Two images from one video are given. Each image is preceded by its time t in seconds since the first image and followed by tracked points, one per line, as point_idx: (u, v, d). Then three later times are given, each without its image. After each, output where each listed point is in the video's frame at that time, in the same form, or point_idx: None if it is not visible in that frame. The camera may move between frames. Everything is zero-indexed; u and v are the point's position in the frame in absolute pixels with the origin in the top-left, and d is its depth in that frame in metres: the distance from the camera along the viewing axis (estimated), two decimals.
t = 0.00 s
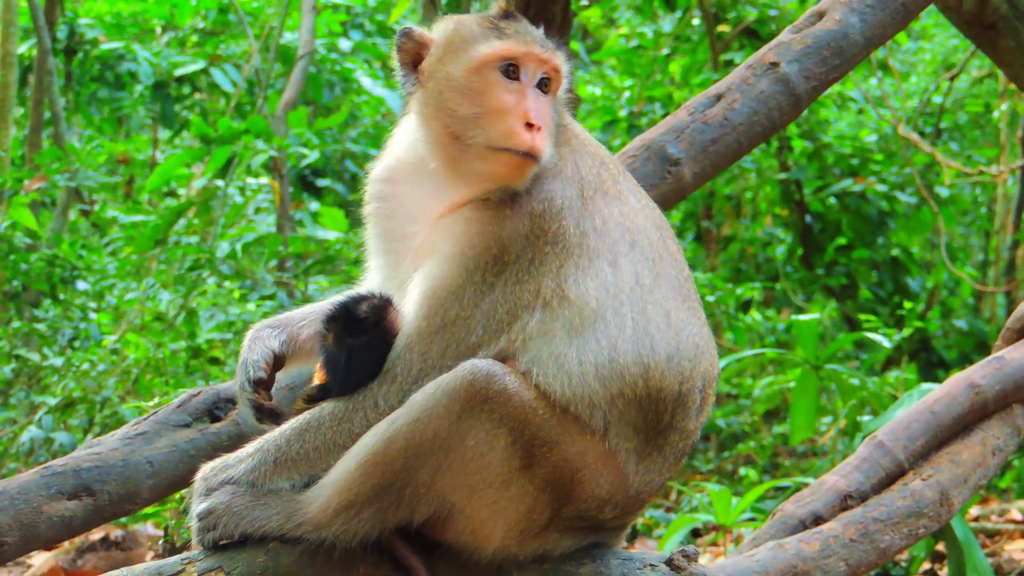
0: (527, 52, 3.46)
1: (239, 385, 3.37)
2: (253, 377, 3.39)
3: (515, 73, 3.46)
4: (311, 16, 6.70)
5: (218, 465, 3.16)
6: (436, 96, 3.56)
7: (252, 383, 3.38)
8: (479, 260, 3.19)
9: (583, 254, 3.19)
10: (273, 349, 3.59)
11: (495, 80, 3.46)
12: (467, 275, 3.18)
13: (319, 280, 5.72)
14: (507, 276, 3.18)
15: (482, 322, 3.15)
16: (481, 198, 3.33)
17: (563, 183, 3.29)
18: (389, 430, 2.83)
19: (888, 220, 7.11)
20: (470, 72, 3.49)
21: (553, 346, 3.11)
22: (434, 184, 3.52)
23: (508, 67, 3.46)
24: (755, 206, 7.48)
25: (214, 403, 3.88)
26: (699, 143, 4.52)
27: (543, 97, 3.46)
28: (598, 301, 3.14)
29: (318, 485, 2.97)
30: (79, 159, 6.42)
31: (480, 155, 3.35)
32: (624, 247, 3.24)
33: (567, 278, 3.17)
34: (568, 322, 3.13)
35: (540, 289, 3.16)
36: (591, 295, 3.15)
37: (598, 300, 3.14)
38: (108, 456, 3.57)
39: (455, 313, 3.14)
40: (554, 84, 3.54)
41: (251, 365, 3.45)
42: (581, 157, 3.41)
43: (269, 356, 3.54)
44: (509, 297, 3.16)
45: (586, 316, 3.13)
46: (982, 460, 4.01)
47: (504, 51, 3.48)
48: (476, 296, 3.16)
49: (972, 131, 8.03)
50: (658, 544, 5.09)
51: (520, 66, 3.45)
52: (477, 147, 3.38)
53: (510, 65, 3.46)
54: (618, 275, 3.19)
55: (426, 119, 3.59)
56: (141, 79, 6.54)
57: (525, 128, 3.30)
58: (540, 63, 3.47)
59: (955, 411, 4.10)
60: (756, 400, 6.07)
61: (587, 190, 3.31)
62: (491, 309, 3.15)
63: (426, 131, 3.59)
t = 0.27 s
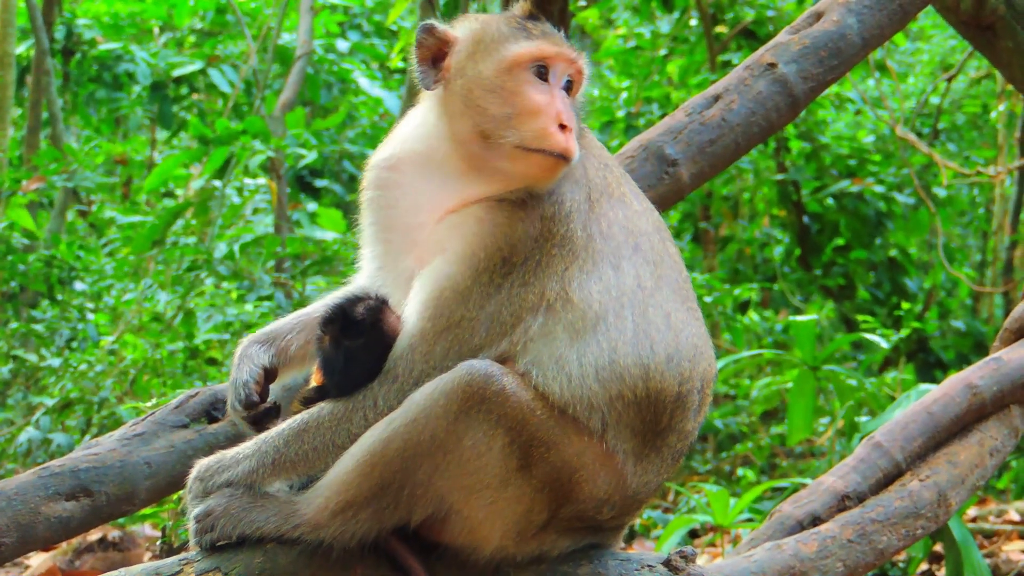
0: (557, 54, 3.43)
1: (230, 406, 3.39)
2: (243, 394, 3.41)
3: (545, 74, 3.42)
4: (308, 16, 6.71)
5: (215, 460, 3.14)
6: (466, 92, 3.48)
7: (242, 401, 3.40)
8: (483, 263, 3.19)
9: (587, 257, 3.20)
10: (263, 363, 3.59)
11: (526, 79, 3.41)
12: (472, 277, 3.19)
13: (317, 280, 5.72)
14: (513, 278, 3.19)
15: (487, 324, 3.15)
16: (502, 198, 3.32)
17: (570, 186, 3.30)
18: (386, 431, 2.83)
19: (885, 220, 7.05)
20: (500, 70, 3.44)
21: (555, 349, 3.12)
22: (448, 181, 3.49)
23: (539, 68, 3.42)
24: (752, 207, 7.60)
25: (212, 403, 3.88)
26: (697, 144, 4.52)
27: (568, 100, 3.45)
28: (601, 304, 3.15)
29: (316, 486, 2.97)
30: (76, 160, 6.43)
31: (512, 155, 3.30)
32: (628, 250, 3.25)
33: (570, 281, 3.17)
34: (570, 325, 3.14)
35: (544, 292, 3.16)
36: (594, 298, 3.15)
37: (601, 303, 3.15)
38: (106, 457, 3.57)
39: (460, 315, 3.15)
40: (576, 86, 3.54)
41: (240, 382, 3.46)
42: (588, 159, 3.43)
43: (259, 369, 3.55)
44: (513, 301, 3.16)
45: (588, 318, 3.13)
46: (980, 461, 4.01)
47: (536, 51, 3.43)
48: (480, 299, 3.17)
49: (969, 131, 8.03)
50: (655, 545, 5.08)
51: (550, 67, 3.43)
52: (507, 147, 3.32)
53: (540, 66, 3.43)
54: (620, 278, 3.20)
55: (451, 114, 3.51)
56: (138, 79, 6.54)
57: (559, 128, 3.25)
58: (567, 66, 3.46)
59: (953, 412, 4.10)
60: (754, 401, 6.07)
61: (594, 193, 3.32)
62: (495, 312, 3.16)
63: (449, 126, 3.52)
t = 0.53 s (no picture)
0: (569, 58, 3.42)
1: (226, 412, 3.38)
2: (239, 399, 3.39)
3: (557, 77, 3.41)
4: (305, 17, 6.71)
5: (211, 461, 3.14)
6: (479, 93, 3.45)
7: (237, 405, 3.40)
8: (485, 267, 3.19)
9: (588, 261, 3.21)
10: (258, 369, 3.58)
11: (539, 82, 3.39)
12: (473, 280, 3.19)
13: (314, 282, 5.73)
14: (516, 282, 3.19)
15: (488, 327, 3.15)
16: (510, 200, 3.31)
17: (573, 190, 3.30)
18: (384, 433, 2.85)
19: (881, 220, 7.07)
20: (514, 72, 3.41)
21: (554, 353, 3.13)
22: (453, 181, 3.45)
23: (551, 71, 3.41)
24: (748, 208, 7.57)
25: (209, 404, 3.88)
26: (694, 145, 4.52)
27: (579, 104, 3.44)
28: (601, 308, 3.16)
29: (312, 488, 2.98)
30: (73, 161, 6.43)
31: (524, 158, 3.27)
32: (629, 255, 3.26)
33: (571, 285, 3.18)
34: (570, 329, 3.14)
35: (545, 296, 3.17)
36: (595, 303, 3.16)
37: (601, 307, 3.16)
38: (102, 459, 3.58)
39: (461, 318, 3.14)
40: (584, 89, 3.54)
41: (236, 389, 3.45)
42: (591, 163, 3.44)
43: (255, 375, 3.53)
44: (513, 304, 3.17)
45: (588, 322, 3.14)
46: (976, 462, 4.01)
47: (549, 54, 3.41)
48: (482, 302, 3.17)
49: (966, 132, 8.03)
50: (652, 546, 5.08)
51: (563, 71, 3.42)
52: (519, 149, 3.30)
53: (552, 69, 3.41)
54: (619, 282, 3.20)
55: (461, 113, 3.47)
56: (135, 80, 6.55)
57: (571, 132, 3.23)
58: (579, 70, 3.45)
59: (949, 412, 4.10)
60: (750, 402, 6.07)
61: (596, 196, 3.32)
62: (496, 315, 3.16)
63: (458, 125, 3.48)
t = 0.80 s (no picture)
0: (582, 66, 3.42)
1: (220, 418, 3.37)
2: (233, 406, 3.38)
3: (571, 84, 3.40)
4: (302, 19, 6.70)
5: (210, 460, 3.13)
6: (492, 98, 3.41)
7: (230, 411, 3.39)
8: (489, 271, 3.18)
9: (589, 266, 3.21)
10: (253, 375, 3.56)
11: (553, 88, 3.38)
12: (476, 284, 3.18)
13: (311, 283, 5.73)
14: (520, 287, 3.19)
15: (490, 332, 3.15)
16: (519, 204, 3.30)
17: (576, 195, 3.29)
18: (382, 436, 2.85)
19: (879, 223, 6.98)
20: (529, 78, 3.38)
21: (555, 358, 3.12)
22: (461, 185, 3.43)
23: (565, 78, 3.40)
24: (745, 211, 7.72)
25: (206, 406, 3.85)
26: (691, 147, 4.52)
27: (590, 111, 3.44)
28: (602, 312, 3.16)
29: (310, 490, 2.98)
30: (70, 163, 6.43)
31: (539, 165, 3.25)
32: (630, 259, 3.27)
33: (572, 290, 3.18)
34: (572, 333, 3.14)
35: (547, 300, 3.17)
36: (597, 308, 3.16)
37: (602, 311, 3.16)
38: (100, 460, 3.59)
39: (465, 322, 3.14)
40: (593, 95, 3.55)
41: (230, 395, 3.44)
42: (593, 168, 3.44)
43: (249, 381, 3.52)
44: (515, 309, 3.17)
45: (589, 327, 3.14)
46: (973, 464, 4.01)
47: (563, 61, 3.40)
48: (485, 307, 3.16)
49: (963, 134, 8.03)
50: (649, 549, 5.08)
51: (576, 78, 3.41)
52: (532, 155, 3.28)
53: (565, 76, 3.40)
54: (620, 286, 3.21)
55: (472, 117, 3.44)
56: (132, 82, 6.55)
57: (586, 139, 3.21)
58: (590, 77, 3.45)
59: (947, 415, 4.10)
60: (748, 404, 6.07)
61: (598, 201, 3.33)
62: (500, 320, 3.16)
63: (469, 129, 3.44)
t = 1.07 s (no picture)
0: (587, 68, 3.43)
1: (217, 421, 3.40)
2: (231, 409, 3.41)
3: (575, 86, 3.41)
4: (299, 21, 6.70)
5: (208, 460, 3.12)
6: (498, 99, 3.41)
7: (227, 416, 3.42)
8: (488, 273, 3.18)
9: (589, 268, 3.22)
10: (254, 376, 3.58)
11: (559, 90, 3.38)
12: (476, 285, 3.18)
13: (308, 284, 5.74)
14: (521, 288, 3.19)
15: (490, 333, 3.15)
16: (521, 206, 3.30)
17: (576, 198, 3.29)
18: (380, 436, 2.86)
19: (877, 225, 7.04)
20: (535, 79, 3.39)
21: (553, 360, 3.12)
22: (464, 186, 3.43)
23: (570, 80, 3.41)
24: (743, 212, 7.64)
25: (203, 408, 3.86)
26: (688, 149, 4.52)
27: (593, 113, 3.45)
28: (601, 315, 3.16)
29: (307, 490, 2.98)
30: (67, 164, 6.44)
31: (544, 166, 3.25)
32: (630, 262, 3.27)
33: (572, 292, 3.18)
34: (571, 335, 3.14)
35: (546, 303, 3.17)
36: (596, 310, 3.16)
37: (601, 314, 3.17)
38: (97, 462, 3.59)
39: (465, 323, 3.14)
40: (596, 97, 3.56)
41: (229, 398, 3.46)
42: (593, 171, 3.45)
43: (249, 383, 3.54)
44: (515, 311, 3.16)
45: (588, 329, 3.15)
46: (970, 467, 4.00)
47: (568, 63, 3.41)
48: (485, 309, 3.16)
49: (960, 136, 8.04)
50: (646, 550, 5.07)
51: (580, 81, 3.42)
52: (537, 157, 3.28)
53: (570, 78, 3.41)
54: (619, 289, 3.21)
55: (477, 118, 3.43)
56: (129, 83, 6.56)
57: (590, 141, 3.21)
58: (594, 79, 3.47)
59: (943, 417, 4.10)
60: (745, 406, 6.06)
61: (598, 204, 3.33)
62: (500, 321, 3.15)
63: (474, 129, 3.44)
